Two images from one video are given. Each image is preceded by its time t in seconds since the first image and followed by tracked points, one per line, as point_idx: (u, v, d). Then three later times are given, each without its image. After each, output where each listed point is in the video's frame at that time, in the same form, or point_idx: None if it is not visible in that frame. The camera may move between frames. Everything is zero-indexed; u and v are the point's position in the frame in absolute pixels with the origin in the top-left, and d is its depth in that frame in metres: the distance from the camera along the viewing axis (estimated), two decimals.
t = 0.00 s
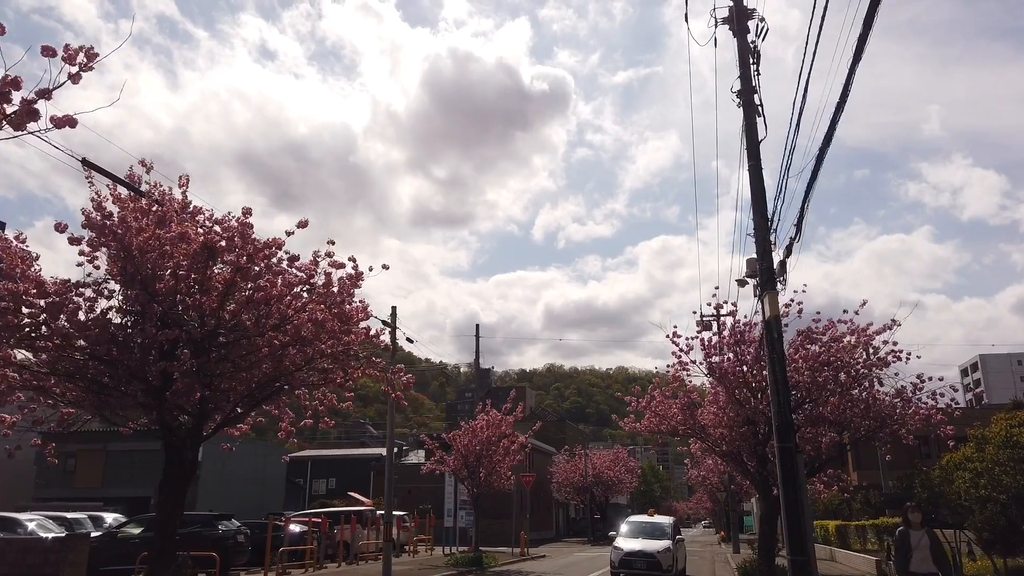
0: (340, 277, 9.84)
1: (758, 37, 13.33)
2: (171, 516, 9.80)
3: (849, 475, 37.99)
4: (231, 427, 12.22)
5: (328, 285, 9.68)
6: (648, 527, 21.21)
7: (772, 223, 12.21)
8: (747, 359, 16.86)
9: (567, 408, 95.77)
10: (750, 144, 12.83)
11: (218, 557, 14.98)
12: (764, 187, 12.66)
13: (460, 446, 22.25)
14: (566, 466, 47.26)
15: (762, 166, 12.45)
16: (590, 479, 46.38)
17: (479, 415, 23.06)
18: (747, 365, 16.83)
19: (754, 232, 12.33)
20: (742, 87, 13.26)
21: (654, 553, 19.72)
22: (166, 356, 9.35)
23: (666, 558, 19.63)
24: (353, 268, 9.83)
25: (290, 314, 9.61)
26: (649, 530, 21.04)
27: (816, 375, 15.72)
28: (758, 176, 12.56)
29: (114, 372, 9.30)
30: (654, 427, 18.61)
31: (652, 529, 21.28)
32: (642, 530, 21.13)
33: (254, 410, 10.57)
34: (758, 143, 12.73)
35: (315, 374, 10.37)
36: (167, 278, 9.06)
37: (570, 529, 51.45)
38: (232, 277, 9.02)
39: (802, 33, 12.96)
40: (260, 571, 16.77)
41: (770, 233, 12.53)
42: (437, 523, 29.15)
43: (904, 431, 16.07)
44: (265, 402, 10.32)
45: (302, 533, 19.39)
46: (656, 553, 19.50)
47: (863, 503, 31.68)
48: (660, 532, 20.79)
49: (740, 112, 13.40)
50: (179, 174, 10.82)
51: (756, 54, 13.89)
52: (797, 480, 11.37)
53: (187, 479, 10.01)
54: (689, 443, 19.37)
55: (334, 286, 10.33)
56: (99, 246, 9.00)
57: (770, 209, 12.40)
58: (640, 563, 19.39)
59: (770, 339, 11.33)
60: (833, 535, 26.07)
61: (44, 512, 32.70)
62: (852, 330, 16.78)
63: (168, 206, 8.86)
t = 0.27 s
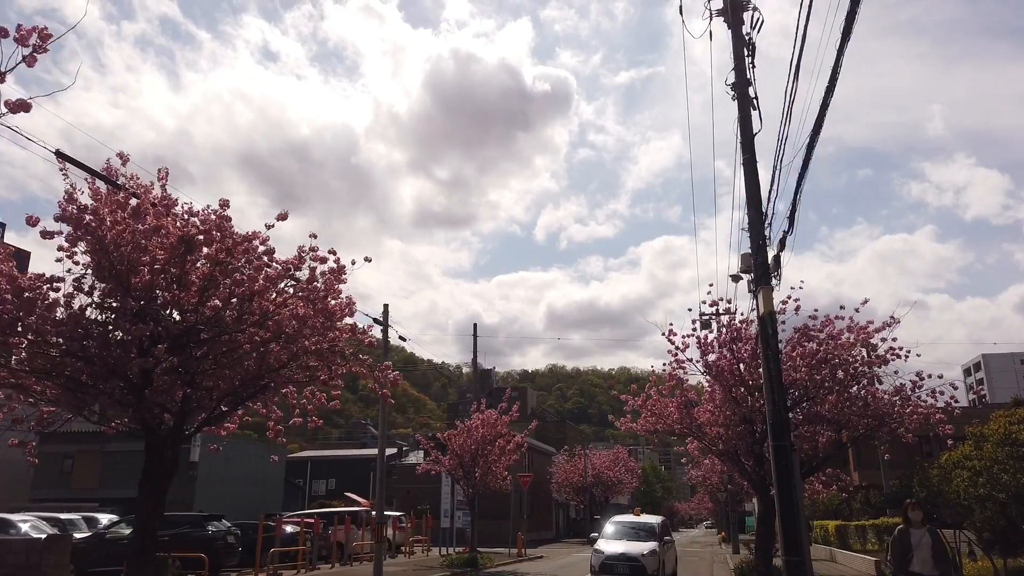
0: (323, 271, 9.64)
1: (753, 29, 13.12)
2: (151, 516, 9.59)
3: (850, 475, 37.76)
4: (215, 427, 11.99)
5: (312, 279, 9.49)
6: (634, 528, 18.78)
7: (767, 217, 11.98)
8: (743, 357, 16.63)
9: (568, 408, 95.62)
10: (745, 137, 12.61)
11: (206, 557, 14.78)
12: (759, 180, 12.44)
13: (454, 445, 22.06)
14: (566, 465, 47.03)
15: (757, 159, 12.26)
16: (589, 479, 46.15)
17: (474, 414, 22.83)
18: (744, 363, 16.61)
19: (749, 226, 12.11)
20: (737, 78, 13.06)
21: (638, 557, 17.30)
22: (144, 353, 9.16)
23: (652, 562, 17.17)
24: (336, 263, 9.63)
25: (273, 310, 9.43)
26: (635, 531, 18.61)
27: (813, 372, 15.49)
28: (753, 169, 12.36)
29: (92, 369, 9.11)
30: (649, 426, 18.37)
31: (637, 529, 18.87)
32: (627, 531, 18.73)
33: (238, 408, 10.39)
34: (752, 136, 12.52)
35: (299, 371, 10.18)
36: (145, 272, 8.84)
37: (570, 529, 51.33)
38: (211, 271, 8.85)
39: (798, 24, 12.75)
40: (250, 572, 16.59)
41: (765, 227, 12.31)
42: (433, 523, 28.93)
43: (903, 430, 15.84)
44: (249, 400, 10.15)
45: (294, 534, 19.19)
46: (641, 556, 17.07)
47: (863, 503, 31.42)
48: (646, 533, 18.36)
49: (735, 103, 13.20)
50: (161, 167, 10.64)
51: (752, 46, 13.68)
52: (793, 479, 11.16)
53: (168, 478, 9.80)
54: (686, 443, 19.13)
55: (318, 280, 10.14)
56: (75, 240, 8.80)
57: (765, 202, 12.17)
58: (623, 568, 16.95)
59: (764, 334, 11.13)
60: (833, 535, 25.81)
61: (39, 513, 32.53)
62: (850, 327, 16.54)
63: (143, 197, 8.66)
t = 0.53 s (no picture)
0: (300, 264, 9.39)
1: (746, 20, 12.87)
2: (126, 517, 9.33)
3: (849, 475, 37.53)
4: (197, 426, 11.76)
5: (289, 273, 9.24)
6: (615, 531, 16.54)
7: (759, 211, 11.72)
8: (737, 355, 16.39)
9: (568, 408, 95.43)
10: (738, 130, 12.36)
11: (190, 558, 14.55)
12: (752, 174, 12.18)
13: (447, 445, 21.83)
14: (563, 465, 46.79)
15: (749, 153, 12.03)
16: (587, 478, 45.92)
17: (466, 414, 22.60)
18: (738, 361, 16.37)
19: (742, 221, 11.84)
20: (729, 71, 12.82)
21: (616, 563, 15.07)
22: (116, 349, 8.87)
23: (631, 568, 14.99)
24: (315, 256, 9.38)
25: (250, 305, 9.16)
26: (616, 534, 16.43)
27: (809, 371, 15.23)
28: (745, 163, 12.12)
29: (63, 366, 8.81)
30: (643, 426, 18.11)
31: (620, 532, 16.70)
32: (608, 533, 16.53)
33: (218, 407, 10.14)
34: (745, 128, 12.27)
35: (280, 369, 9.93)
36: (116, 266, 8.56)
37: (568, 530, 51.13)
38: (184, 264, 8.60)
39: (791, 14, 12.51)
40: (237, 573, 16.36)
41: (758, 222, 12.06)
42: (427, 524, 28.72)
43: (900, 430, 15.59)
44: (228, 399, 9.89)
45: (284, 535, 18.98)
46: (619, 562, 14.89)
47: (862, 503, 31.19)
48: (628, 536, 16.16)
49: (727, 95, 12.96)
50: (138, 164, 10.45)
51: (745, 38, 13.44)
52: (785, 480, 10.93)
53: (143, 478, 9.56)
54: (681, 443, 18.87)
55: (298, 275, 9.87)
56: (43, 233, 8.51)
57: (758, 197, 11.91)
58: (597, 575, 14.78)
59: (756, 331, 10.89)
60: (830, 535, 25.57)
61: (33, 513, 32.37)
62: (846, 325, 16.30)
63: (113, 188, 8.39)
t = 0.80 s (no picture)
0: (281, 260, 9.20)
1: (742, 12, 12.63)
2: (105, 519, 9.13)
3: (852, 474, 37.19)
4: (182, 426, 11.58)
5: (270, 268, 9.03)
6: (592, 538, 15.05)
7: (754, 207, 11.47)
8: (735, 354, 16.14)
9: (571, 408, 95.15)
10: (734, 125, 12.12)
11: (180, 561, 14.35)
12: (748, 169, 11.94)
13: (444, 445, 21.58)
14: (564, 465, 46.52)
15: (745, 148, 11.80)
16: (588, 478, 45.64)
17: (463, 414, 22.33)
18: (736, 360, 16.12)
19: (737, 217, 11.59)
20: (725, 63, 12.59)
21: (594, 571, 13.45)
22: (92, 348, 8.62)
23: None
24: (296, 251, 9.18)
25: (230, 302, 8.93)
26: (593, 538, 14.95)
27: (807, 369, 14.99)
28: (741, 157, 11.89)
29: (38, 366, 8.55)
30: (640, 426, 17.85)
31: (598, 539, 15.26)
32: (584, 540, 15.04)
33: (200, 409, 9.92)
34: (741, 122, 12.03)
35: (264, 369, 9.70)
36: (91, 261, 8.33)
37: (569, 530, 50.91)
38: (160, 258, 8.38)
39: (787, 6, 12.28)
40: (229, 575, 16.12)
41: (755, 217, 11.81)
42: (425, 524, 28.46)
43: (901, 430, 15.32)
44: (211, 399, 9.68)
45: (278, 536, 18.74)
46: (596, 569, 13.29)
47: (864, 504, 30.88)
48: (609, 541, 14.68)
49: (723, 89, 12.72)
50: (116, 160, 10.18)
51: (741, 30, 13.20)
52: (781, 480, 10.72)
53: (123, 480, 9.35)
54: (679, 443, 18.62)
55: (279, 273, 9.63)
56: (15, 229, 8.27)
57: (754, 192, 11.66)
58: None
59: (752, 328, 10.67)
60: (832, 537, 25.29)
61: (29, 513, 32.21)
62: (847, 323, 16.05)
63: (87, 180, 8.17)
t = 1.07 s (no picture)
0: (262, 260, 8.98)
1: (741, 5, 12.36)
2: (84, 527, 8.91)
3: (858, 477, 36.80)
4: (170, 430, 11.39)
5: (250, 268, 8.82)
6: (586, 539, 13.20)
7: (752, 205, 11.19)
8: (736, 355, 15.86)
9: (577, 409, 94.83)
10: (732, 121, 11.85)
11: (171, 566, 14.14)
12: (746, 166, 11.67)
13: (443, 447, 21.35)
14: (567, 467, 46.25)
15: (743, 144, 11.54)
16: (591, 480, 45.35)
17: (462, 416, 22.11)
18: (736, 362, 15.84)
19: (735, 215, 11.33)
20: (723, 58, 12.32)
21: None
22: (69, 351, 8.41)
23: None
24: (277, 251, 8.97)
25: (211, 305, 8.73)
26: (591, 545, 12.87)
27: (810, 371, 14.71)
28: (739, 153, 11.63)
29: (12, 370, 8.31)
30: (640, 428, 17.59)
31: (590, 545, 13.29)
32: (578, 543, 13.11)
33: (185, 412, 9.71)
34: (739, 118, 11.78)
35: (249, 372, 9.49)
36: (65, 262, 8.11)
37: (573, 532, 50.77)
38: (136, 260, 8.16)
39: None
40: None
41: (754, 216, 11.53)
42: (426, 527, 28.21)
43: (905, 432, 15.00)
44: (196, 403, 9.48)
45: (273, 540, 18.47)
46: None
47: (870, 507, 30.47)
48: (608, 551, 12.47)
49: (722, 84, 12.45)
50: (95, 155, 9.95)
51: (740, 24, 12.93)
52: (780, 485, 10.47)
53: (102, 486, 9.12)
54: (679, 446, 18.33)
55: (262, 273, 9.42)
56: None
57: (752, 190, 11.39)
58: None
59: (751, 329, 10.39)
60: (837, 540, 24.95)
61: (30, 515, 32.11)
62: (850, 324, 15.75)
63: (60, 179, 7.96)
